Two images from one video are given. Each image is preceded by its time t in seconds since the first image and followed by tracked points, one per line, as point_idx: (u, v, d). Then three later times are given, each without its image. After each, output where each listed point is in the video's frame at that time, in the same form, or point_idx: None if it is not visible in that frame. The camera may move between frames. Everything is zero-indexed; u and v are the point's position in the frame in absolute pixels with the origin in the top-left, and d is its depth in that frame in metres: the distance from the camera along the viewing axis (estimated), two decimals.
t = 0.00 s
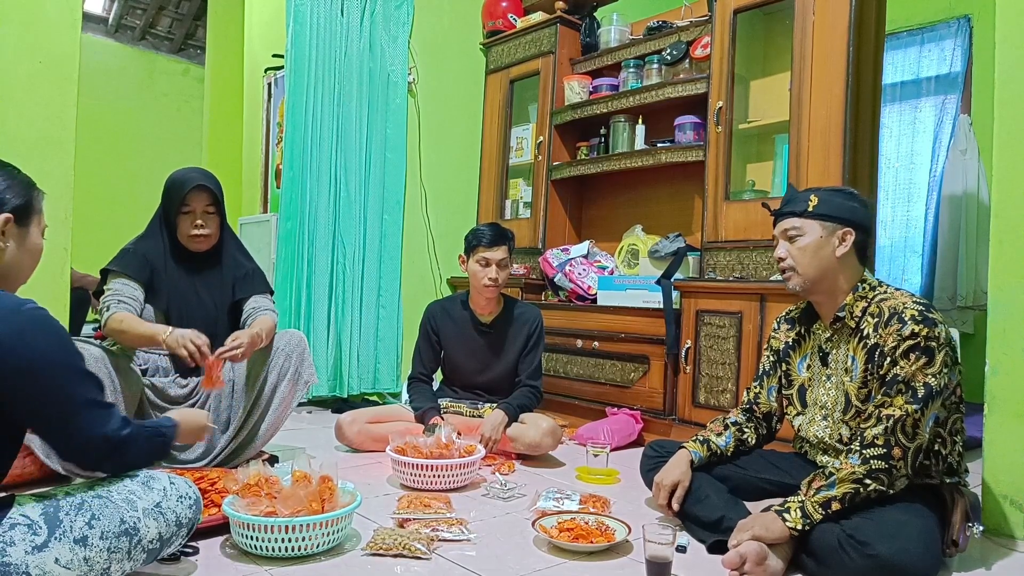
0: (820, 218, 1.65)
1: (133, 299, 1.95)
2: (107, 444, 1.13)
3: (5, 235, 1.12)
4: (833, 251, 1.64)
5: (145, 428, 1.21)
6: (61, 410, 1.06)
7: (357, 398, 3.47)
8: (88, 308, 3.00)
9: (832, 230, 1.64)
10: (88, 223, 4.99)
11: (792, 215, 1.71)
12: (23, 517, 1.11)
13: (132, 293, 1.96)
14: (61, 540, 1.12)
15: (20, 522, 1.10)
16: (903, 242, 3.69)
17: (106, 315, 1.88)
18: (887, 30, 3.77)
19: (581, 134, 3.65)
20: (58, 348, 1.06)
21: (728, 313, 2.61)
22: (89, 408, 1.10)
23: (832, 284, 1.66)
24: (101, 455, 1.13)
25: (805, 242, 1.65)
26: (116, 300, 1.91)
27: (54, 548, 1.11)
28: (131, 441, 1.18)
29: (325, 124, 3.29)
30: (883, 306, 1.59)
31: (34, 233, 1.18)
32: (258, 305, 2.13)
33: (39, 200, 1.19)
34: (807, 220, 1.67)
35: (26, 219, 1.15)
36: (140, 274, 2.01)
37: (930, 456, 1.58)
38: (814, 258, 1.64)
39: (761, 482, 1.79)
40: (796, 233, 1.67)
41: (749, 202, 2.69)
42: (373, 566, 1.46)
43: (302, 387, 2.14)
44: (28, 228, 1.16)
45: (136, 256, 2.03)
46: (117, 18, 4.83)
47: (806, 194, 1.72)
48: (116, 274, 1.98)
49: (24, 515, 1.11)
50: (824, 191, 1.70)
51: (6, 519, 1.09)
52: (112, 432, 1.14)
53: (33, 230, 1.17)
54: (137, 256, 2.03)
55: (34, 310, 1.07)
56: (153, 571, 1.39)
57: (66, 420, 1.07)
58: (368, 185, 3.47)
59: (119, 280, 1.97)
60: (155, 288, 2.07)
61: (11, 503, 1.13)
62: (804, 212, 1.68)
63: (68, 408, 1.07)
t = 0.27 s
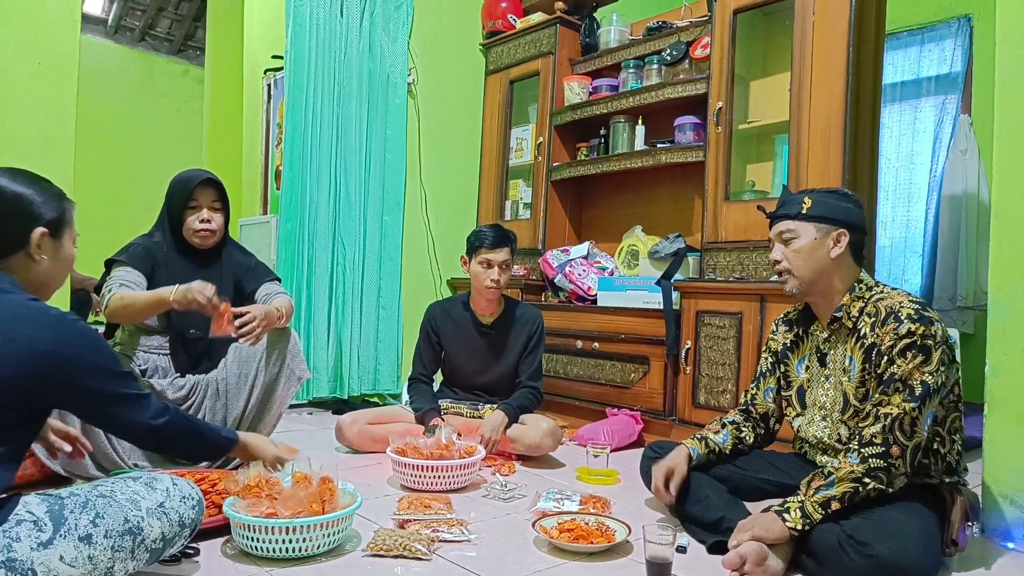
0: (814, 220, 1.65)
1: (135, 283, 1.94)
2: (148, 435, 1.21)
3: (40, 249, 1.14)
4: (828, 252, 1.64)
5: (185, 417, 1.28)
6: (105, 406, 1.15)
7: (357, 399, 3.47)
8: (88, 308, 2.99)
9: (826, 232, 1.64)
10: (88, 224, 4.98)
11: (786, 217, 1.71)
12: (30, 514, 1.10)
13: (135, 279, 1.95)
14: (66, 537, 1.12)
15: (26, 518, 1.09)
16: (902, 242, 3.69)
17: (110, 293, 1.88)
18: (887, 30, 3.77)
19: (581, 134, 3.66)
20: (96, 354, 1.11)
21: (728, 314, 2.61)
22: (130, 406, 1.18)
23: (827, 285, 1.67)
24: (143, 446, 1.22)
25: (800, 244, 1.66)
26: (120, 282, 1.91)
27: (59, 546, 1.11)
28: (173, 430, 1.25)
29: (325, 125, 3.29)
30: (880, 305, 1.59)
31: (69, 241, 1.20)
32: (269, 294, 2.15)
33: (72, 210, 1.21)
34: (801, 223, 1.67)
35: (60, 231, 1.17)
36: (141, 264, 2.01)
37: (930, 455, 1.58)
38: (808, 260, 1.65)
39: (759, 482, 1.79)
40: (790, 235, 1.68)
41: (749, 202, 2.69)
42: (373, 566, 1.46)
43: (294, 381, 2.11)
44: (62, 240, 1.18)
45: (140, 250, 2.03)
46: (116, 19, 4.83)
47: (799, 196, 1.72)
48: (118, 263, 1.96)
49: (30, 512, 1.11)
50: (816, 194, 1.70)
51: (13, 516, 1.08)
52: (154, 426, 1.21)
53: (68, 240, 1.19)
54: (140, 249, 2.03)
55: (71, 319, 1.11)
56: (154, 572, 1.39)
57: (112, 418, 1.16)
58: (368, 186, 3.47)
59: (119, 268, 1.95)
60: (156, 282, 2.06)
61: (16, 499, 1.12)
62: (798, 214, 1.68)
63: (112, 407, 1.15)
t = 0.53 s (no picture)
0: (819, 221, 1.65)
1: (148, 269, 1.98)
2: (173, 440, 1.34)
3: (82, 268, 1.26)
4: (832, 253, 1.64)
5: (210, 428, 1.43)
6: (139, 413, 1.28)
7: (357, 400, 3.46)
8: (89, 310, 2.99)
9: (831, 233, 1.64)
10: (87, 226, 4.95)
11: (790, 217, 1.70)
12: (43, 509, 1.14)
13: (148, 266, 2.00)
14: (75, 534, 1.14)
15: (38, 513, 1.13)
16: (903, 242, 3.68)
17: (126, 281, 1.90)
18: (887, 30, 3.77)
19: (581, 135, 3.66)
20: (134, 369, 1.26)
21: (728, 314, 2.61)
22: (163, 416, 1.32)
23: (830, 286, 1.67)
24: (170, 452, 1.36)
25: (805, 245, 1.65)
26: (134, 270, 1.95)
27: (70, 541, 1.13)
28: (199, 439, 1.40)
29: (324, 126, 3.29)
30: (880, 306, 1.59)
31: (108, 260, 1.32)
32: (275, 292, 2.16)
33: (109, 231, 1.32)
34: (806, 223, 1.67)
35: (100, 251, 1.29)
36: (151, 256, 2.04)
37: (930, 456, 1.58)
38: (813, 260, 1.65)
39: (760, 483, 1.79)
40: (795, 235, 1.67)
41: (749, 203, 2.69)
42: (373, 567, 1.46)
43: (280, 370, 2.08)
44: (101, 259, 1.30)
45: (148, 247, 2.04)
46: (116, 20, 4.78)
47: (803, 197, 1.71)
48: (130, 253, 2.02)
49: (44, 507, 1.15)
50: (820, 194, 1.70)
51: (27, 510, 1.13)
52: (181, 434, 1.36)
53: (107, 259, 1.31)
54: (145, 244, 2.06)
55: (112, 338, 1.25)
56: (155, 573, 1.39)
57: (145, 426, 1.30)
58: (368, 187, 3.47)
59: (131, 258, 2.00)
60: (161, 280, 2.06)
61: (30, 496, 1.16)
62: (804, 215, 1.68)
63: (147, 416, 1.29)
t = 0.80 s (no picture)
0: (828, 219, 1.65)
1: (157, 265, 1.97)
2: (179, 446, 1.34)
3: (93, 277, 1.26)
4: (840, 252, 1.64)
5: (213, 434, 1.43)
6: (144, 420, 1.28)
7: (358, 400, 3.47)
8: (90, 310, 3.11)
9: (839, 232, 1.64)
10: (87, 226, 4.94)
11: (799, 213, 1.69)
12: (42, 510, 1.14)
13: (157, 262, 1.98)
14: (75, 534, 1.14)
15: (38, 513, 1.13)
16: (903, 242, 3.68)
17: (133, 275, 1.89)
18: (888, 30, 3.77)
19: (581, 135, 3.65)
20: (138, 374, 1.26)
21: (728, 314, 2.61)
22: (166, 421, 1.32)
23: (836, 285, 1.66)
24: (172, 458, 1.36)
25: (813, 242, 1.65)
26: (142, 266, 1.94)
27: (69, 542, 1.13)
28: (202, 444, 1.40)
29: (325, 126, 3.29)
30: (884, 306, 1.59)
31: (119, 270, 1.33)
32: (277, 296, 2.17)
33: (121, 241, 1.32)
34: (815, 221, 1.66)
35: (112, 261, 1.29)
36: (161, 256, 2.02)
37: (931, 456, 1.58)
38: (821, 259, 1.64)
39: (761, 483, 1.79)
40: (803, 232, 1.66)
41: (749, 203, 2.69)
42: (374, 567, 1.46)
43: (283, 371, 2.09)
44: (112, 268, 1.30)
45: (155, 241, 2.04)
46: (117, 21, 4.78)
47: (812, 194, 1.71)
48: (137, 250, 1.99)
49: (43, 508, 1.15)
50: (829, 192, 1.70)
51: (26, 511, 1.12)
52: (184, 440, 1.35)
53: (118, 269, 1.31)
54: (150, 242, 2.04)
55: (116, 344, 1.25)
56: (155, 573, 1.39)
57: (147, 431, 1.29)
58: (369, 187, 3.47)
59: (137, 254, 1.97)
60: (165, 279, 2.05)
61: (29, 497, 1.16)
62: (813, 212, 1.67)
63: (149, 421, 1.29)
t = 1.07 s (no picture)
0: (834, 218, 1.65)
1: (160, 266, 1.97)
2: (179, 448, 1.35)
3: (94, 282, 1.26)
4: (844, 252, 1.64)
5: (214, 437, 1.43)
6: (144, 423, 1.28)
7: (359, 400, 3.47)
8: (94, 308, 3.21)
9: (844, 231, 1.64)
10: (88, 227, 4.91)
11: (805, 211, 1.69)
12: (42, 509, 1.14)
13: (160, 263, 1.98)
14: (75, 533, 1.14)
15: (38, 512, 1.13)
16: (904, 242, 3.67)
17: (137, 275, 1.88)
18: (888, 29, 3.77)
19: (582, 135, 3.65)
20: (137, 375, 1.26)
21: (729, 314, 2.61)
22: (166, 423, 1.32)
23: (839, 285, 1.66)
24: (173, 460, 1.36)
25: (817, 241, 1.65)
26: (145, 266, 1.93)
27: (69, 541, 1.13)
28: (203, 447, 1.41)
29: (325, 126, 3.29)
30: (886, 306, 1.59)
31: (121, 274, 1.33)
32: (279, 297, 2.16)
33: (122, 246, 1.32)
34: (821, 219, 1.66)
35: (113, 265, 1.29)
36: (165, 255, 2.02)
37: (933, 457, 1.58)
38: (825, 258, 1.64)
39: (762, 483, 1.79)
40: (809, 230, 1.66)
41: (750, 203, 2.69)
42: (375, 568, 1.46)
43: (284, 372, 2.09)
44: (114, 273, 1.30)
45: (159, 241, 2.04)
46: (118, 21, 4.75)
47: (820, 192, 1.71)
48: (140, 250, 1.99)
49: (43, 507, 1.15)
50: (836, 191, 1.70)
51: (26, 510, 1.12)
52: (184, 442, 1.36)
53: (120, 274, 1.31)
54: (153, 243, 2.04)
55: (116, 345, 1.25)
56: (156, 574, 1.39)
57: (147, 433, 1.29)
58: (369, 187, 3.47)
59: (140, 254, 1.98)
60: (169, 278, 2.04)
61: (29, 496, 1.16)
62: (819, 211, 1.67)
63: (149, 423, 1.29)
